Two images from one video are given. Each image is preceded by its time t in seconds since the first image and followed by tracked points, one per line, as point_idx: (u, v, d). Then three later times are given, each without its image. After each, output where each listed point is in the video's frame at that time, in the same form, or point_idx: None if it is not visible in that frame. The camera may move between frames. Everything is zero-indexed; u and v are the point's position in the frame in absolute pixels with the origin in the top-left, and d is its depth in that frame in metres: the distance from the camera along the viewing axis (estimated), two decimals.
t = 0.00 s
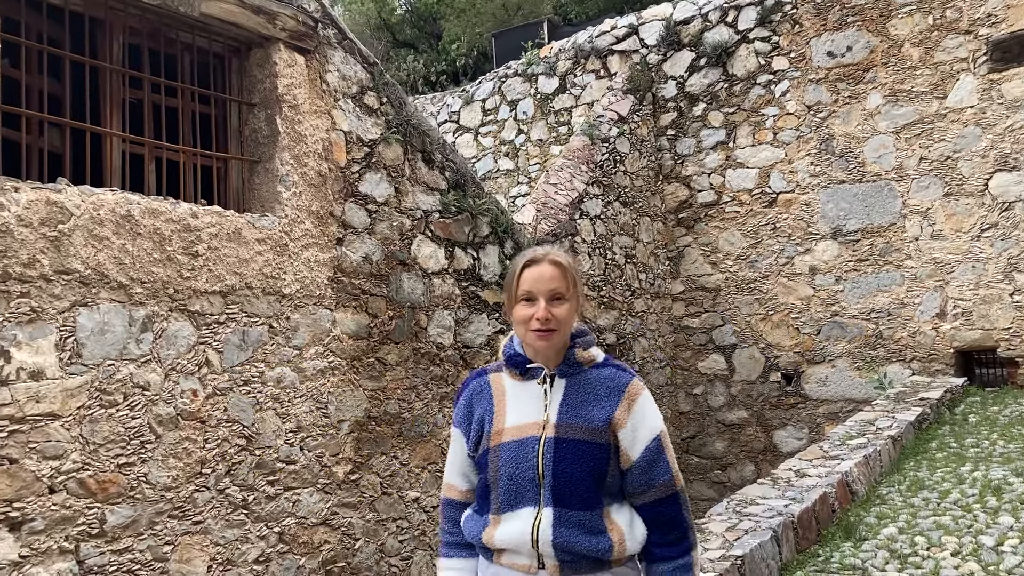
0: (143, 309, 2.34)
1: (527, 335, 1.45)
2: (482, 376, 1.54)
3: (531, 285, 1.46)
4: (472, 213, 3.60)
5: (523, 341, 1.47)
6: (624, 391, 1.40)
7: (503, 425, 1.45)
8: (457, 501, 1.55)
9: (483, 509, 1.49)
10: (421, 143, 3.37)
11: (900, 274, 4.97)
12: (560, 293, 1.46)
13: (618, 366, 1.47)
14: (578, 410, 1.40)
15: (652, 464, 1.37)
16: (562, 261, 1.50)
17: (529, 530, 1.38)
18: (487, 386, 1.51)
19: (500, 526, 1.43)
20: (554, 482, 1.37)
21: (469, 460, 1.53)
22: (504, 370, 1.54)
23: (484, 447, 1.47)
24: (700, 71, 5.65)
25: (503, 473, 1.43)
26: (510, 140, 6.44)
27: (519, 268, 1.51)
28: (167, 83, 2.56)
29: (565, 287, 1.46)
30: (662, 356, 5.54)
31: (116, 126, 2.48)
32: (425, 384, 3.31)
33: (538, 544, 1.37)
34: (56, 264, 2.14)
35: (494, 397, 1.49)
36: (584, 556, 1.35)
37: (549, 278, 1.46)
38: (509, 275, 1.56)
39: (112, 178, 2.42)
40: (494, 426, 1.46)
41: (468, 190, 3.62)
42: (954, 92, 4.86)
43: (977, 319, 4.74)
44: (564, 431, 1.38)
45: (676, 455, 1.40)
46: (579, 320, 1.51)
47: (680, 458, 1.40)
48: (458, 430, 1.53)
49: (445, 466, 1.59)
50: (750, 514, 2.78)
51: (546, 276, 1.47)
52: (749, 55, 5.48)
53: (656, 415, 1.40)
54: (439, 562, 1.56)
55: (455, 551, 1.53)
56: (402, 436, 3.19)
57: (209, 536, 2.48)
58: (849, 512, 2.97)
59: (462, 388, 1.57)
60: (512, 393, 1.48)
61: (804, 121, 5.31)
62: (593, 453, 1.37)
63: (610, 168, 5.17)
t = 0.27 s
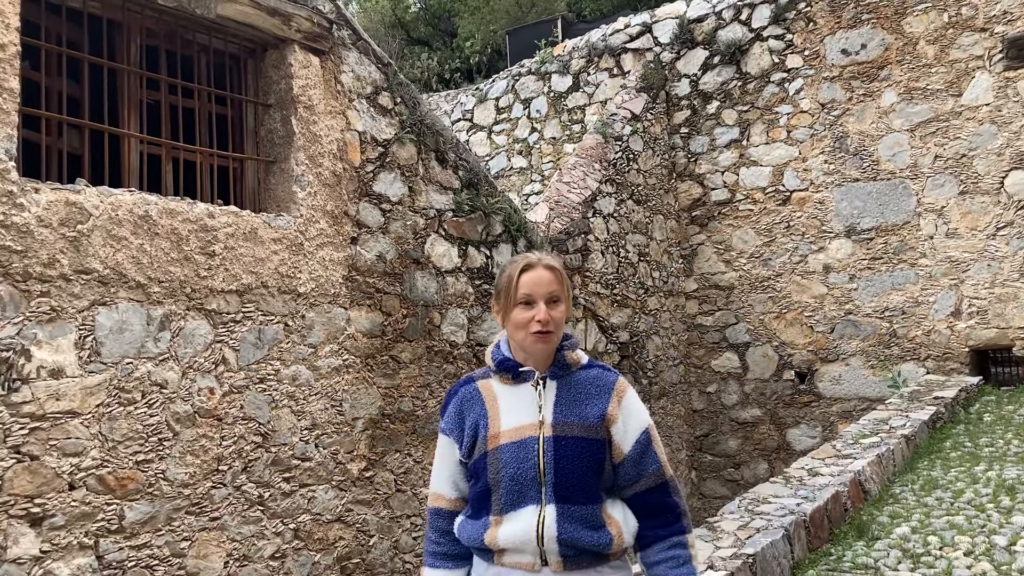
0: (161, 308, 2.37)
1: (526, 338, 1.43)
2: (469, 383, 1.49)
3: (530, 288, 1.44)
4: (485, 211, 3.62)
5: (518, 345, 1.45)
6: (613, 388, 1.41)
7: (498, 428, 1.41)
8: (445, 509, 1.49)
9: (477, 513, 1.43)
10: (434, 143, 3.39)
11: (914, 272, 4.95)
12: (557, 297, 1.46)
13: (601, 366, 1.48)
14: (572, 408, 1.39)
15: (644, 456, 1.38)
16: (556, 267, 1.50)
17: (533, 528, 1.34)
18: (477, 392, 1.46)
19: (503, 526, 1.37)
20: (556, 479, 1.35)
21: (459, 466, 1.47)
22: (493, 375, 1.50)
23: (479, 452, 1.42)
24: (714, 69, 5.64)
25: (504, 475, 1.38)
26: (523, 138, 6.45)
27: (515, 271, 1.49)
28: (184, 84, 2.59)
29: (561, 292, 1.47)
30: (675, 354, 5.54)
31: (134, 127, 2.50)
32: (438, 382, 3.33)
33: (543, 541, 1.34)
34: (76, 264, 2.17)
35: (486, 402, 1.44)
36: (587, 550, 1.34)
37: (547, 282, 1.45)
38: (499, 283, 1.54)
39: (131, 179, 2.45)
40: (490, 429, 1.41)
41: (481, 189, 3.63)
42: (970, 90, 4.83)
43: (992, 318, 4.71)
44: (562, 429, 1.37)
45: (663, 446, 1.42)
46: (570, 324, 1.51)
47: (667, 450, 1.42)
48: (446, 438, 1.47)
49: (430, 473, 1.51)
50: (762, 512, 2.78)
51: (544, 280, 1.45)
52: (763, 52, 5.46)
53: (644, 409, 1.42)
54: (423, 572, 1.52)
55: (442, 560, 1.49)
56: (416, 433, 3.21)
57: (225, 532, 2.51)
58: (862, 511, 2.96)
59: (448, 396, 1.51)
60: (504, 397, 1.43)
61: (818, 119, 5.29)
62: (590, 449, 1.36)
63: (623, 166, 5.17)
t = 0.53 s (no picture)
0: (178, 303, 2.39)
1: (536, 339, 1.42)
2: (477, 382, 1.46)
3: (541, 290, 1.43)
4: (498, 208, 3.63)
5: (525, 345, 1.44)
6: (620, 380, 1.43)
7: (513, 424, 1.39)
8: (455, 509, 1.45)
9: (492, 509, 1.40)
10: (448, 139, 3.40)
11: (927, 268, 4.92)
12: (566, 298, 1.46)
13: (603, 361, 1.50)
14: (583, 401, 1.40)
15: (653, 445, 1.42)
16: (564, 270, 1.50)
17: (555, 519, 1.34)
18: (485, 391, 1.44)
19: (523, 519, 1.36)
20: (574, 470, 1.36)
21: (470, 464, 1.44)
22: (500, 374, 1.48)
23: (494, 449, 1.40)
24: (726, 65, 5.62)
25: (523, 469, 1.36)
26: (535, 134, 6.44)
27: (523, 272, 1.47)
28: (201, 82, 2.61)
29: (570, 292, 1.46)
30: (687, 350, 5.53)
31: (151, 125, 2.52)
32: (452, 377, 3.34)
33: (565, 531, 1.34)
34: (95, 260, 2.18)
35: (497, 400, 1.42)
36: (607, 538, 1.36)
37: (557, 283, 1.44)
38: (506, 283, 1.53)
39: (148, 175, 2.47)
40: (504, 426, 1.40)
41: (494, 185, 3.64)
42: (984, 86, 4.79)
43: (1006, 314, 4.67)
44: (576, 422, 1.38)
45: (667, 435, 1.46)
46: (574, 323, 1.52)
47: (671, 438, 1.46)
48: (456, 437, 1.43)
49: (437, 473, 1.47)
50: (775, 507, 2.79)
51: (554, 282, 1.45)
52: (775, 48, 5.44)
53: (647, 400, 1.45)
54: (433, 572, 1.46)
55: (455, 559, 1.44)
56: (429, 429, 3.23)
57: (242, 526, 2.54)
58: (875, 506, 2.96)
59: (455, 396, 1.47)
60: (516, 394, 1.42)
61: (830, 115, 5.26)
62: (603, 440, 1.38)
63: (635, 162, 5.17)
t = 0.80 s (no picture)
0: (193, 292, 2.41)
1: (547, 321, 1.44)
2: (491, 364, 1.47)
3: (551, 273, 1.45)
4: (508, 199, 3.64)
5: (537, 328, 1.46)
6: (632, 366, 1.46)
7: (529, 407, 1.41)
8: (473, 488, 1.45)
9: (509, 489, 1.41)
10: (458, 130, 3.41)
11: (935, 260, 4.92)
12: (577, 281, 1.47)
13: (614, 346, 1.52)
14: (598, 386, 1.42)
15: (663, 431, 1.45)
16: (576, 253, 1.52)
17: (572, 501, 1.36)
18: (500, 373, 1.45)
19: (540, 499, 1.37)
20: (590, 453, 1.38)
21: (486, 445, 1.44)
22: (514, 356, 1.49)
23: (510, 431, 1.41)
24: (734, 57, 5.61)
25: (539, 452, 1.38)
26: (543, 126, 6.45)
27: (535, 256, 1.49)
28: (214, 73, 2.62)
29: (580, 276, 1.48)
30: (694, 342, 5.55)
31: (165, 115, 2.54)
32: (462, 367, 3.36)
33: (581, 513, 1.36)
34: (110, 249, 2.20)
35: (512, 382, 1.43)
36: (620, 519, 1.38)
37: (567, 267, 1.46)
38: (519, 268, 1.55)
39: (162, 165, 2.48)
40: (520, 408, 1.41)
41: (504, 176, 3.65)
42: (993, 77, 4.78)
43: (1014, 305, 4.67)
44: (592, 407, 1.40)
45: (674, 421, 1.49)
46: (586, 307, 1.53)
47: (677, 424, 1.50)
48: (471, 419, 1.43)
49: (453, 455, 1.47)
50: (785, 496, 2.88)
51: (564, 265, 1.46)
52: (784, 40, 5.43)
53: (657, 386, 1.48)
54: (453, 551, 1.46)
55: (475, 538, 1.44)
56: (440, 418, 3.25)
57: (256, 513, 2.56)
58: (885, 494, 3.07)
59: (469, 378, 1.48)
60: (530, 377, 1.43)
61: (839, 106, 5.25)
62: (617, 425, 1.40)
63: (644, 154, 5.17)
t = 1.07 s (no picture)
0: (205, 282, 2.43)
1: (546, 310, 1.46)
2: (499, 351, 1.50)
3: (544, 262, 1.46)
4: (514, 191, 3.66)
5: (539, 315, 1.48)
6: (636, 343, 1.44)
7: (533, 389, 1.43)
8: (485, 472, 1.49)
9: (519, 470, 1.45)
10: (465, 122, 3.43)
11: (938, 252, 4.94)
12: (572, 267, 1.47)
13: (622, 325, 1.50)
14: (601, 364, 1.41)
15: (671, 405, 1.43)
16: (571, 241, 1.52)
17: (576, 478, 1.37)
18: (507, 359, 1.48)
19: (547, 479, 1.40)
20: (593, 431, 1.38)
21: (497, 429, 1.48)
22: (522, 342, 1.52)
23: (517, 413, 1.44)
24: (738, 51, 5.62)
25: (543, 432, 1.40)
26: (547, 120, 6.46)
27: (530, 246, 1.51)
28: (223, 64, 2.64)
29: (576, 261, 1.48)
30: (698, 334, 5.58)
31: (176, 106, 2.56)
32: (469, 358, 3.39)
33: (586, 489, 1.37)
34: (124, 239, 2.22)
35: (518, 367, 1.46)
36: (628, 495, 1.37)
37: (560, 254, 1.47)
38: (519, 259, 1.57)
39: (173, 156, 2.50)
40: (525, 391, 1.43)
41: (510, 169, 3.67)
42: (996, 70, 4.80)
43: (1015, 298, 4.69)
44: (594, 385, 1.40)
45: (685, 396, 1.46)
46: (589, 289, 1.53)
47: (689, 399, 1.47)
48: (481, 404, 1.48)
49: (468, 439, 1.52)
50: (790, 484, 2.94)
51: (556, 253, 1.47)
52: (788, 33, 5.44)
53: (665, 362, 1.46)
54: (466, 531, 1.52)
55: (487, 519, 1.49)
56: (448, 408, 3.28)
57: (267, 501, 2.59)
58: (888, 483, 3.13)
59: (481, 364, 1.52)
60: (534, 361, 1.45)
61: (842, 99, 5.26)
62: (622, 403, 1.40)
63: (648, 147, 5.18)
